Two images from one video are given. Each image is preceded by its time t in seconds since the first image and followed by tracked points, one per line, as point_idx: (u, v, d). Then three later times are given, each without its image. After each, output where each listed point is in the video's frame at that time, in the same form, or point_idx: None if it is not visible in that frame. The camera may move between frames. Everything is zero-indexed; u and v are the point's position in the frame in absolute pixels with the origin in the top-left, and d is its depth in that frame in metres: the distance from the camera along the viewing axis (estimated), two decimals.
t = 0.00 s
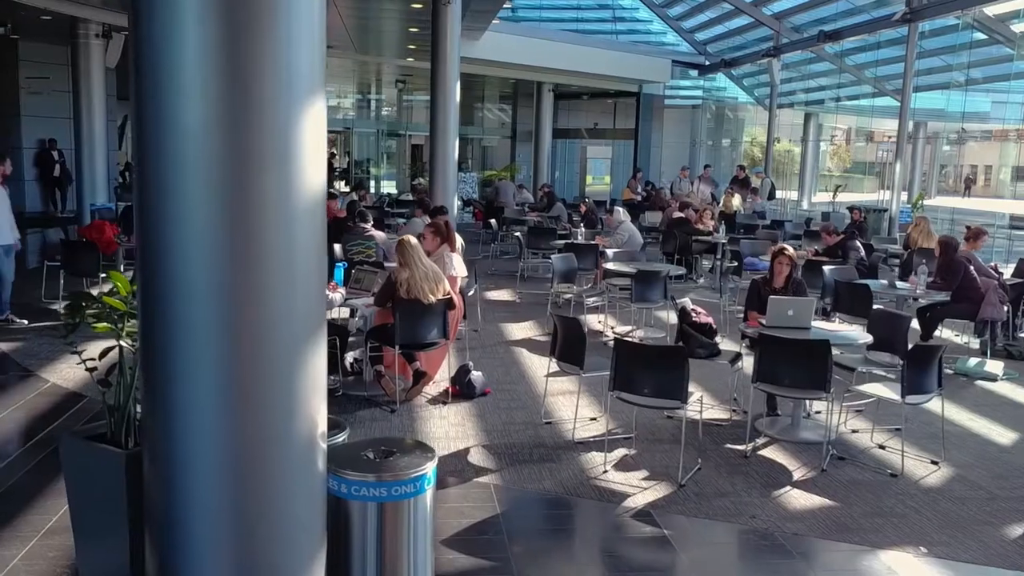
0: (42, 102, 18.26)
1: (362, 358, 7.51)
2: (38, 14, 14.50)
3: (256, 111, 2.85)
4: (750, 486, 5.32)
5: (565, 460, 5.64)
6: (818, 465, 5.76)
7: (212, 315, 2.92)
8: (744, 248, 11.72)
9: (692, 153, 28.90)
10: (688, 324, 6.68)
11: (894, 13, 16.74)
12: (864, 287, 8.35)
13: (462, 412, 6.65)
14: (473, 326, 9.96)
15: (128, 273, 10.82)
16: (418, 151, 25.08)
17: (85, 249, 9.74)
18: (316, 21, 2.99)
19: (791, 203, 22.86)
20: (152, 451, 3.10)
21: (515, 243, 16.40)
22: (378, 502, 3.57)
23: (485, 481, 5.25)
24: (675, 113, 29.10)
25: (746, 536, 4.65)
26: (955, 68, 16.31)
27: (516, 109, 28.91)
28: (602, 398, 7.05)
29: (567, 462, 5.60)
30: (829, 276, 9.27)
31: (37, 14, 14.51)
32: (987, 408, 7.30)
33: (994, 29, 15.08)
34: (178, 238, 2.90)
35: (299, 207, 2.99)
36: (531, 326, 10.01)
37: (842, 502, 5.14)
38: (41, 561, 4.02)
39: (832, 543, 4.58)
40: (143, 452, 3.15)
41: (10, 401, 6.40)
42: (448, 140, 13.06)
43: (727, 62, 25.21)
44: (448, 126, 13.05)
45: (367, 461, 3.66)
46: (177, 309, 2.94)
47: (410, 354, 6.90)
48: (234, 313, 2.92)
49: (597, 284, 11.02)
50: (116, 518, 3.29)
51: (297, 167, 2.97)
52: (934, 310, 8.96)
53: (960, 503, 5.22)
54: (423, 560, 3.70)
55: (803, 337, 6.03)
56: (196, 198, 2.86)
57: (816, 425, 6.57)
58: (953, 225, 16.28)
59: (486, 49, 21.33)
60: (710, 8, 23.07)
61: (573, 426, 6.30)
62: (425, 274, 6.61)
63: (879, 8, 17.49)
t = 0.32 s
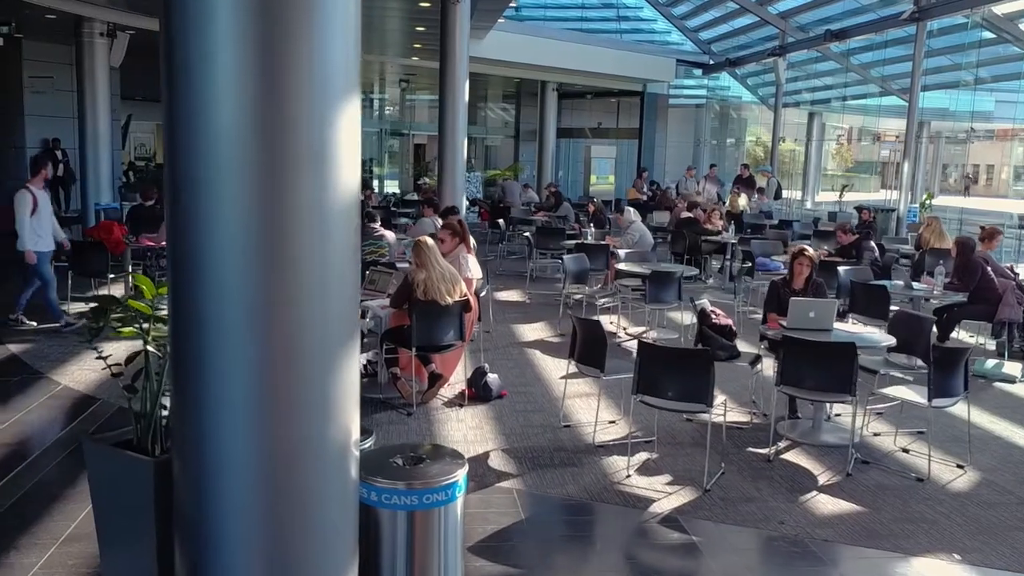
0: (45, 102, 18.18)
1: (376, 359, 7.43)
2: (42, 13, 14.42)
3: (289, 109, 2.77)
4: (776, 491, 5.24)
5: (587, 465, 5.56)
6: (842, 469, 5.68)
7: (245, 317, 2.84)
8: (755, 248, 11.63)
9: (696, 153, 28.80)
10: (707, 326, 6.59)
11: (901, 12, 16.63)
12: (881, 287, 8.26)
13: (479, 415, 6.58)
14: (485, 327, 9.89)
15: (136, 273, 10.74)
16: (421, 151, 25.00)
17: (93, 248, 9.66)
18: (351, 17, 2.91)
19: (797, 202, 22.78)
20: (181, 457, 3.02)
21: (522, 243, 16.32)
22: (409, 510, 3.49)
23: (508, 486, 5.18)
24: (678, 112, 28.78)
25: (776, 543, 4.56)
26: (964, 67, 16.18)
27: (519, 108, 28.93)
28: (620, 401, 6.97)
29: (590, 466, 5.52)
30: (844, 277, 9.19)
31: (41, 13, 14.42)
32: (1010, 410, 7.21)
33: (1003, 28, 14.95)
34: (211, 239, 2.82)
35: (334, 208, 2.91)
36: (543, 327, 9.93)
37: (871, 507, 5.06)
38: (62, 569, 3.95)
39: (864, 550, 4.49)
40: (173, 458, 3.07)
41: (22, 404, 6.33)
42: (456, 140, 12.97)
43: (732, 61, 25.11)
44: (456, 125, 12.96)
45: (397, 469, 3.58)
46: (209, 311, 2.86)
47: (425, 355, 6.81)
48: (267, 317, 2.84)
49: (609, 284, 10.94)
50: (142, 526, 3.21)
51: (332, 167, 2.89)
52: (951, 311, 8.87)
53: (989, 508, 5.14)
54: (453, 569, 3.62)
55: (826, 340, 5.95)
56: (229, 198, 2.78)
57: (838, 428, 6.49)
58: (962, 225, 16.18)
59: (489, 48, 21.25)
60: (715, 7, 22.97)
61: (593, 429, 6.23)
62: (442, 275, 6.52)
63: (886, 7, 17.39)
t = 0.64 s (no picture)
0: (50, 101, 18.08)
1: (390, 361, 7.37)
2: (47, 12, 14.32)
3: (327, 106, 2.69)
4: (802, 496, 5.17)
5: (608, 469, 5.49)
6: (867, 474, 5.61)
7: (279, 320, 2.76)
8: (766, 249, 11.56)
9: (700, 153, 28.73)
10: (728, 329, 6.53)
11: (909, 11, 16.51)
12: (897, 288, 8.17)
13: (497, 418, 6.50)
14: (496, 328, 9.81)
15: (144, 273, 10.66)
16: (425, 150, 24.90)
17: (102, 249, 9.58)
18: (388, 16, 2.83)
19: (803, 203, 22.68)
20: (212, 462, 2.95)
21: (529, 243, 16.25)
22: (441, 519, 3.42)
23: (530, 491, 5.11)
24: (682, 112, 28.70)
25: (805, 550, 4.49)
26: (973, 66, 16.02)
27: (524, 108, 28.78)
28: (639, 404, 6.90)
29: (612, 471, 5.45)
30: (859, 278, 9.11)
31: (46, 12, 14.33)
32: None
33: (1011, 27, 14.84)
34: (244, 239, 2.75)
35: (370, 209, 2.84)
36: (555, 328, 9.85)
37: (899, 513, 4.99)
38: None
39: (895, 557, 4.42)
40: (203, 468, 2.99)
41: (35, 408, 6.25)
42: (465, 140, 12.91)
43: (737, 60, 25.03)
44: (465, 125, 12.89)
45: (428, 476, 3.50)
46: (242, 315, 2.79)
47: (441, 357, 6.73)
48: (302, 319, 2.77)
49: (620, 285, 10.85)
50: (170, 534, 3.13)
51: (370, 168, 2.82)
52: (968, 312, 8.79)
53: (1019, 514, 5.06)
54: None
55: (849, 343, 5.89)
56: (264, 198, 2.70)
57: (859, 431, 6.42)
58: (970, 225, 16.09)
59: (494, 48, 21.16)
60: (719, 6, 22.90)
61: (613, 433, 6.15)
62: (459, 278, 6.44)
63: (893, 6, 17.29)
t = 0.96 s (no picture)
0: (52, 100, 18.03)
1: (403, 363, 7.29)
2: (51, 10, 14.23)
3: (361, 103, 2.60)
4: (829, 502, 5.08)
5: (630, 475, 5.40)
6: (893, 479, 5.52)
7: (311, 319, 2.66)
8: (778, 249, 11.46)
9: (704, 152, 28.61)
10: (748, 331, 6.45)
11: (916, 10, 16.38)
12: (914, 288, 8.05)
13: (514, 421, 6.41)
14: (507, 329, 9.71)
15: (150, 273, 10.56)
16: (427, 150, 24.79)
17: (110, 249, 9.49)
18: (424, 12, 2.73)
19: (809, 203, 22.53)
20: (242, 467, 2.86)
21: (535, 243, 16.15)
22: (471, 530, 3.32)
23: (553, 497, 5.01)
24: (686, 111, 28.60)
25: (837, 558, 4.39)
26: (982, 65, 15.87)
27: (527, 107, 28.68)
28: (656, 407, 6.80)
29: (634, 477, 5.36)
30: (875, 279, 9.01)
31: (50, 10, 14.23)
32: None
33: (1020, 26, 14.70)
34: (277, 239, 2.66)
35: (406, 208, 2.74)
36: (566, 330, 9.75)
37: (929, 520, 4.90)
38: None
39: (929, 566, 4.33)
40: (232, 477, 2.91)
41: (45, 411, 6.15)
42: (473, 139, 12.82)
43: (742, 59, 24.95)
44: (474, 124, 12.80)
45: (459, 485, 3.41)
46: (273, 319, 2.70)
47: (456, 360, 6.66)
48: (334, 321, 2.67)
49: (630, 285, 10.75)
50: (195, 543, 3.04)
51: (405, 166, 2.72)
52: (986, 314, 8.68)
53: None
54: None
55: (873, 345, 5.80)
56: (297, 200, 2.61)
57: (882, 435, 6.33)
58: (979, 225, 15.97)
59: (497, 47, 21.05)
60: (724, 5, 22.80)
61: (633, 437, 6.06)
62: (476, 279, 6.35)
63: (901, 5, 17.17)
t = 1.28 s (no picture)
0: (54, 99, 17.94)
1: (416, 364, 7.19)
2: (53, 8, 14.10)
3: (398, 99, 2.50)
4: (857, 508, 5.00)
5: (653, 480, 5.31)
6: (920, 484, 5.43)
7: (347, 322, 2.57)
8: (789, 250, 11.36)
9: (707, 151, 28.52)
10: (768, 333, 6.36)
11: (924, 8, 16.22)
12: (934, 290, 7.95)
13: (531, 425, 6.32)
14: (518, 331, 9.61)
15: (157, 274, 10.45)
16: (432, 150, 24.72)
17: (119, 252, 9.42)
18: (464, 7, 2.64)
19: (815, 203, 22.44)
20: (276, 474, 2.78)
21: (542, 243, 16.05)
22: (505, 540, 3.23)
23: (576, 503, 4.93)
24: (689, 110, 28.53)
25: (870, 567, 4.30)
26: (991, 64, 15.71)
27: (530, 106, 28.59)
28: (675, 410, 6.71)
29: (658, 482, 5.27)
30: (891, 280, 8.91)
31: (52, 8, 14.10)
32: None
33: None
34: (312, 239, 2.57)
35: (445, 208, 2.64)
36: (578, 331, 9.66)
37: (961, 527, 4.80)
38: None
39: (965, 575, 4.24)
40: (265, 487, 2.83)
41: (56, 416, 6.05)
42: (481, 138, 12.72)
43: (746, 58, 24.85)
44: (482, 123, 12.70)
45: (492, 494, 3.32)
46: (307, 321, 2.61)
47: (471, 363, 6.57)
48: (371, 325, 2.58)
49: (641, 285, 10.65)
50: (224, 552, 2.95)
51: (444, 165, 2.62)
52: (1004, 316, 8.57)
53: None
54: None
55: (898, 348, 5.72)
56: (334, 203, 2.52)
57: (905, 439, 6.24)
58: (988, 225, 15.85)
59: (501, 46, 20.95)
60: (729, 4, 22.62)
61: (654, 441, 5.98)
62: (494, 281, 6.25)
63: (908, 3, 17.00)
